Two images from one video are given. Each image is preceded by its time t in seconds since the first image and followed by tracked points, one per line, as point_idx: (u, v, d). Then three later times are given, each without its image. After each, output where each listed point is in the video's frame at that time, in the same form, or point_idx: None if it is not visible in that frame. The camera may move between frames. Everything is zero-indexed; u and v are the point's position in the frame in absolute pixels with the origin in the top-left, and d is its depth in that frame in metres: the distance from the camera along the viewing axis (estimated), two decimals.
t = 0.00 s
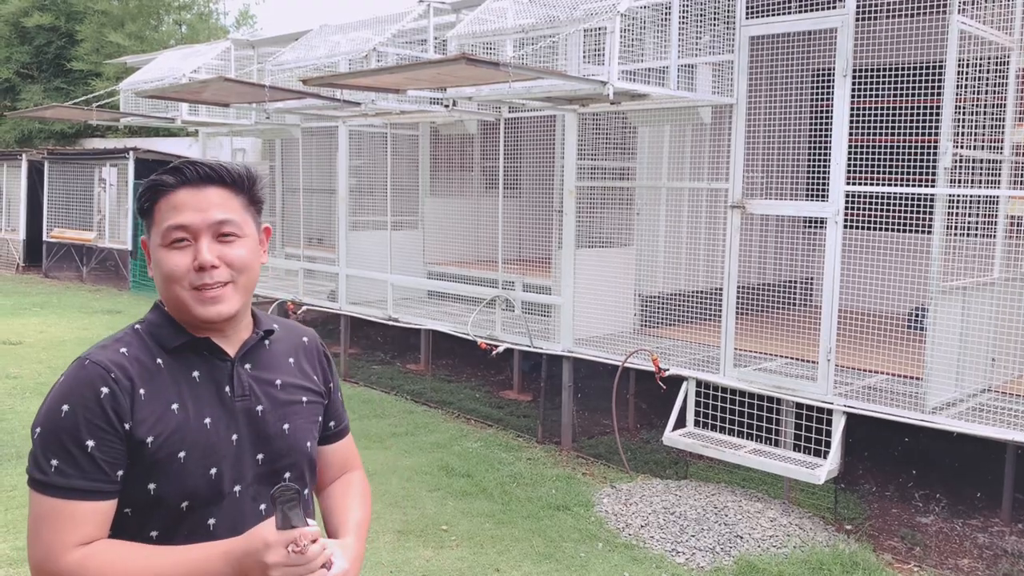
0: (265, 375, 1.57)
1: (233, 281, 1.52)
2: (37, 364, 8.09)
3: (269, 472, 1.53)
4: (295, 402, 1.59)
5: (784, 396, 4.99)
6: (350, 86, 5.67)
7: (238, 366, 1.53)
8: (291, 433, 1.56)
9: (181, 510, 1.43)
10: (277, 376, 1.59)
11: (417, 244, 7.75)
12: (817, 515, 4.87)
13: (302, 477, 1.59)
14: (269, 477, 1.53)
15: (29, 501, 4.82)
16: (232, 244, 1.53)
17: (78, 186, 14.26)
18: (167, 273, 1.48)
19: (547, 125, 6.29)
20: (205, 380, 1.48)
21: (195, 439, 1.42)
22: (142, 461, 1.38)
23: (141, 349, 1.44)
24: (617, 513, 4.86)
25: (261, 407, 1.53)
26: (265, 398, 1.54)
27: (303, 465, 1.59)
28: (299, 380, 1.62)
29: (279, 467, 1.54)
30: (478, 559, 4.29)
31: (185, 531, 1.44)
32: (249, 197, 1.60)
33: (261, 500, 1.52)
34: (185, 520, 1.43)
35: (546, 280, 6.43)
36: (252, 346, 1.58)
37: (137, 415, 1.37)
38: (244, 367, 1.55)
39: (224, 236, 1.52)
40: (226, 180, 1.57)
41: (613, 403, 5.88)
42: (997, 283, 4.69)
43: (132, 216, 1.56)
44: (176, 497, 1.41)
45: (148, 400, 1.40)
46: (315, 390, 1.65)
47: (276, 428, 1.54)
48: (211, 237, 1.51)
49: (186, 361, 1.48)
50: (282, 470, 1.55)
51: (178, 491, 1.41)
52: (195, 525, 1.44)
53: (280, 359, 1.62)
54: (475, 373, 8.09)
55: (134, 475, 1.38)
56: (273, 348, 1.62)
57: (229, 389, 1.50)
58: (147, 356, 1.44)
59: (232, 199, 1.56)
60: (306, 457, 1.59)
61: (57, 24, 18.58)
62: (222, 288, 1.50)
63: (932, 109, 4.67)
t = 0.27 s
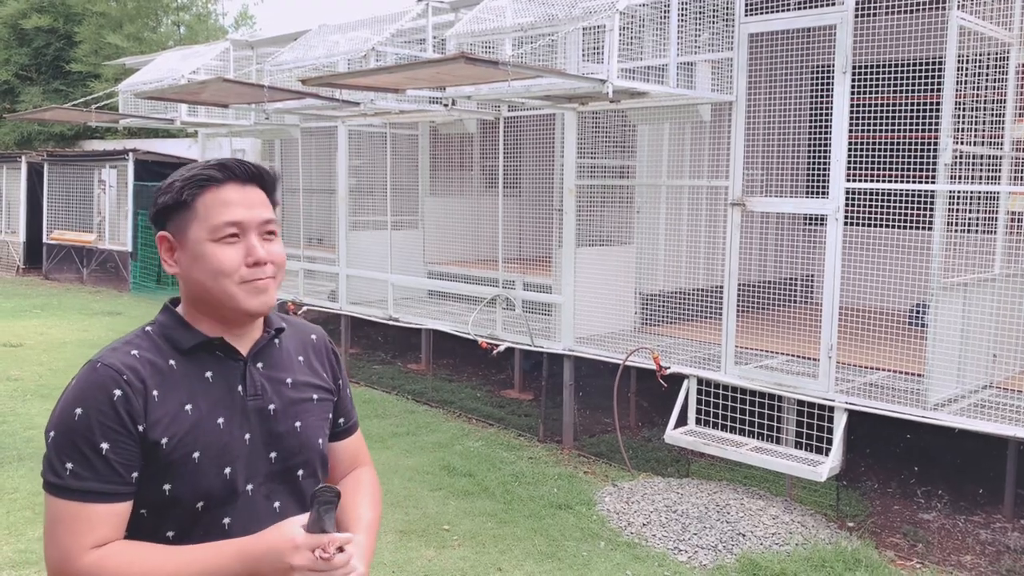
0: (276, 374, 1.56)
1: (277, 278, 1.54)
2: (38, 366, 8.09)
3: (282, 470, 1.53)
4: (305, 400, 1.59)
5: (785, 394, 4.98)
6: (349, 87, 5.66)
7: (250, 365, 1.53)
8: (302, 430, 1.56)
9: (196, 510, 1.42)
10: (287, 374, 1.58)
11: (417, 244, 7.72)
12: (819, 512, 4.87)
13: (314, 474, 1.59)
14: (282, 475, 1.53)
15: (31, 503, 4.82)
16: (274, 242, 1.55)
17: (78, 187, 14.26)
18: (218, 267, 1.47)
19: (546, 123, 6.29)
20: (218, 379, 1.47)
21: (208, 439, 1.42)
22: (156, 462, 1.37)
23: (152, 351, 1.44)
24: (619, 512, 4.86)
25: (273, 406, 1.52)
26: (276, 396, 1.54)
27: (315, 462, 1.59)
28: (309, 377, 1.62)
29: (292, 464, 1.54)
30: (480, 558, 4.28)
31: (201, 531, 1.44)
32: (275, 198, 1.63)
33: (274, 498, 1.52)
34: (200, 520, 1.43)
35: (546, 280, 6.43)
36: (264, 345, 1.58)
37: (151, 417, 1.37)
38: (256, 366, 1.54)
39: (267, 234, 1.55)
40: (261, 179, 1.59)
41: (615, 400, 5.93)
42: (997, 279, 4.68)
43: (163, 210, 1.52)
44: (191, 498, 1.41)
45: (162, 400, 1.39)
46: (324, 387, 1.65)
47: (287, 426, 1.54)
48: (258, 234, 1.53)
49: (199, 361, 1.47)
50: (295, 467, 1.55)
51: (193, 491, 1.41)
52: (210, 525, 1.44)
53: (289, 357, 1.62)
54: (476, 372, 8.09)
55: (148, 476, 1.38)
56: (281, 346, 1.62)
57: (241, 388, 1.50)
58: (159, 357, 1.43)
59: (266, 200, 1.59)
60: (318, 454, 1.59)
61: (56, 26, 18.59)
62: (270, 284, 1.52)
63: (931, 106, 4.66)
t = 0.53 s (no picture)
0: (282, 372, 1.56)
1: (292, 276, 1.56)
2: (38, 369, 8.08)
3: (293, 467, 1.53)
4: (312, 397, 1.59)
5: (785, 391, 4.98)
6: (347, 87, 5.66)
7: (258, 364, 1.52)
8: (311, 427, 1.56)
9: (211, 511, 1.42)
10: (293, 372, 1.58)
11: (416, 244, 7.72)
12: (820, 510, 4.87)
13: (323, 471, 1.59)
14: (293, 473, 1.53)
15: (32, 506, 4.81)
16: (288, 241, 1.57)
17: (77, 190, 14.25)
18: (240, 266, 1.48)
19: (544, 123, 6.29)
20: (228, 379, 1.46)
21: (222, 438, 1.41)
22: (171, 464, 1.37)
23: (161, 353, 1.43)
24: (620, 511, 4.86)
25: (281, 404, 1.52)
26: (284, 394, 1.54)
27: (324, 459, 1.59)
28: (314, 375, 1.62)
29: (303, 462, 1.54)
30: (482, 558, 4.28)
31: (216, 532, 1.44)
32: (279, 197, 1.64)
33: (286, 495, 1.52)
34: (215, 520, 1.43)
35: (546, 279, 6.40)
36: (270, 344, 1.58)
37: (165, 418, 1.36)
38: (263, 365, 1.54)
39: (281, 232, 1.56)
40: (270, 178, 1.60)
41: (615, 399, 5.93)
42: (997, 275, 4.67)
43: (177, 210, 1.50)
44: (206, 498, 1.41)
45: (174, 402, 1.39)
46: (328, 385, 1.65)
47: (296, 423, 1.53)
48: (274, 232, 1.54)
49: (208, 361, 1.46)
50: (305, 464, 1.55)
51: (209, 492, 1.40)
52: (225, 525, 1.44)
53: (294, 355, 1.62)
54: (476, 372, 8.08)
55: (163, 479, 1.37)
56: (285, 345, 1.62)
57: (251, 387, 1.49)
58: (169, 358, 1.42)
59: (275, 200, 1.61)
60: (326, 451, 1.59)
61: (53, 29, 18.60)
62: (287, 282, 1.54)
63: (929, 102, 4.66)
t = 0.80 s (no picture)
0: (285, 371, 1.56)
1: (271, 277, 1.51)
2: (36, 372, 8.07)
3: (299, 466, 1.53)
4: (315, 396, 1.59)
5: (784, 390, 4.97)
6: (344, 89, 5.66)
7: (260, 364, 1.52)
8: (315, 426, 1.56)
9: (221, 512, 1.41)
10: (295, 371, 1.58)
11: (414, 246, 7.67)
12: (820, 510, 4.87)
13: (328, 468, 1.60)
14: (299, 472, 1.53)
15: (30, 509, 4.80)
16: (265, 241, 1.52)
17: (74, 193, 14.24)
18: (207, 273, 1.45)
19: (543, 124, 6.29)
20: (232, 379, 1.46)
21: (230, 439, 1.41)
22: (181, 466, 1.35)
23: (164, 354, 1.42)
24: (620, 511, 4.85)
25: (286, 403, 1.52)
26: (288, 393, 1.54)
27: (329, 457, 1.59)
28: (315, 374, 1.62)
29: (308, 460, 1.54)
30: (481, 559, 4.27)
31: (227, 533, 1.43)
32: (268, 195, 1.60)
33: (294, 494, 1.52)
34: (226, 521, 1.42)
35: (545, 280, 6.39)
36: (270, 344, 1.57)
37: (174, 420, 1.35)
38: (265, 365, 1.53)
39: (257, 233, 1.52)
40: (249, 178, 1.56)
41: (614, 401, 5.90)
42: (995, 274, 4.67)
43: (152, 220, 1.51)
44: (217, 499, 1.40)
45: (181, 404, 1.37)
46: (329, 383, 1.65)
47: (301, 422, 1.54)
48: (246, 234, 1.50)
49: (211, 362, 1.46)
50: (311, 463, 1.55)
51: (219, 493, 1.39)
52: (235, 526, 1.43)
53: (294, 355, 1.61)
54: (475, 374, 8.07)
55: (174, 481, 1.35)
56: (286, 344, 1.61)
57: (256, 388, 1.48)
58: (173, 360, 1.41)
59: (256, 196, 1.56)
60: (330, 448, 1.59)
61: (50, 32, 18.60)
62: (263, 284, 1.49)
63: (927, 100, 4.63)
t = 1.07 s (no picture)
0: (283, 373, 1.55)
1: (263, 280, 1.51)
2: (32, 375, 8.04)
3: (297, 469, 1.52)
4: (313, 398, 1.58)
5: (782, 394, 4.98)
6: (342, 91, 5.66)
7: (257, 366, 1.51)
8: (313, 428, 1.55)
9: (217, 517, 1.40)
10: (293, 373, 1.57)
11: (412, 248, 7.65)
12: (817, 512, 4.87)
13: (328, 471, 1.58)
14: (297, 475, 1.52)
15: (26, 512, 4.78)
16: (259, 243, 1.52)
17: (71, 196, 14.22)
18: (199, 276, 1.46)
19: (540, 127, 6.30)
20: (226, 383, 1.45)
21: (223, 443, 1.40)
22: (171, 472, 1.35)
23: (158, 359, 1.42)
24: (617, 514, 4.85)
25: (283, 405, 1.51)
26: (285, 396, 1.53)
27: (328, 460, 1.58)
28: (314, 375, 1.61)
29: (306, 463, 1.53)
30: (478, 562, 4.26)
31: (224, 538, 1.42)
32: (265, 195, 1.59)
33: (292, 497, 1.51)
34: (222, 527, 1.41)
35: (542, 283, 6.40)
36: (268, 345, 1.56)
37: (162, 426, 1.35)
38: (263, 367, 1.53)
39: (251, 235, 1.51)
40: (245, 178, 1.55)
41: (611, 404, 5.88)
42: (993, 277, 4.68)
43: (147, 219, 1.51)
44: (211, 505, 1.39)
45: (172, 410, 1.37)
46: (328, 384, 1.64)
47: (298, 424, 1.53)
48: (239, 236, 1.49)
49: (206, 365, 1.45)
50: (309, 466, 1.54)
51: (212, 498, 1.39)
52: (232, 531, 1.42)
53: (294, 356, 1.61)
54: (472, 376, 8.06)
55: (165, 486, 1.36)
56: (285, 345, 1.61)
57: (251, 391, 1.48)
58: (166, 364, 1.41)
59: (253, 197, 1.55)
60: (329, 451, 1.58)
61: (47, 34, 18.57)
62: (254, 288, 1.49)
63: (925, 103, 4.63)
